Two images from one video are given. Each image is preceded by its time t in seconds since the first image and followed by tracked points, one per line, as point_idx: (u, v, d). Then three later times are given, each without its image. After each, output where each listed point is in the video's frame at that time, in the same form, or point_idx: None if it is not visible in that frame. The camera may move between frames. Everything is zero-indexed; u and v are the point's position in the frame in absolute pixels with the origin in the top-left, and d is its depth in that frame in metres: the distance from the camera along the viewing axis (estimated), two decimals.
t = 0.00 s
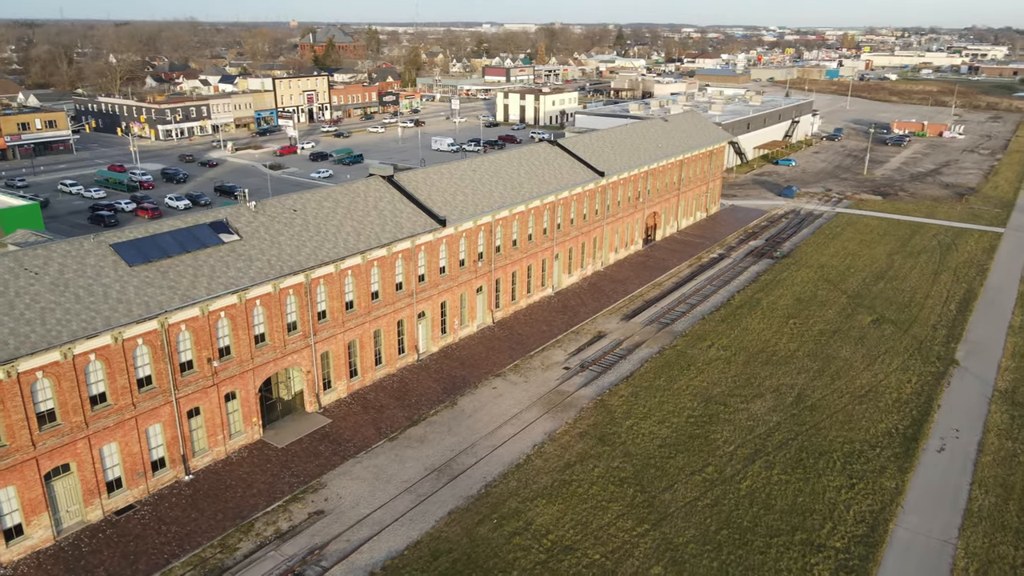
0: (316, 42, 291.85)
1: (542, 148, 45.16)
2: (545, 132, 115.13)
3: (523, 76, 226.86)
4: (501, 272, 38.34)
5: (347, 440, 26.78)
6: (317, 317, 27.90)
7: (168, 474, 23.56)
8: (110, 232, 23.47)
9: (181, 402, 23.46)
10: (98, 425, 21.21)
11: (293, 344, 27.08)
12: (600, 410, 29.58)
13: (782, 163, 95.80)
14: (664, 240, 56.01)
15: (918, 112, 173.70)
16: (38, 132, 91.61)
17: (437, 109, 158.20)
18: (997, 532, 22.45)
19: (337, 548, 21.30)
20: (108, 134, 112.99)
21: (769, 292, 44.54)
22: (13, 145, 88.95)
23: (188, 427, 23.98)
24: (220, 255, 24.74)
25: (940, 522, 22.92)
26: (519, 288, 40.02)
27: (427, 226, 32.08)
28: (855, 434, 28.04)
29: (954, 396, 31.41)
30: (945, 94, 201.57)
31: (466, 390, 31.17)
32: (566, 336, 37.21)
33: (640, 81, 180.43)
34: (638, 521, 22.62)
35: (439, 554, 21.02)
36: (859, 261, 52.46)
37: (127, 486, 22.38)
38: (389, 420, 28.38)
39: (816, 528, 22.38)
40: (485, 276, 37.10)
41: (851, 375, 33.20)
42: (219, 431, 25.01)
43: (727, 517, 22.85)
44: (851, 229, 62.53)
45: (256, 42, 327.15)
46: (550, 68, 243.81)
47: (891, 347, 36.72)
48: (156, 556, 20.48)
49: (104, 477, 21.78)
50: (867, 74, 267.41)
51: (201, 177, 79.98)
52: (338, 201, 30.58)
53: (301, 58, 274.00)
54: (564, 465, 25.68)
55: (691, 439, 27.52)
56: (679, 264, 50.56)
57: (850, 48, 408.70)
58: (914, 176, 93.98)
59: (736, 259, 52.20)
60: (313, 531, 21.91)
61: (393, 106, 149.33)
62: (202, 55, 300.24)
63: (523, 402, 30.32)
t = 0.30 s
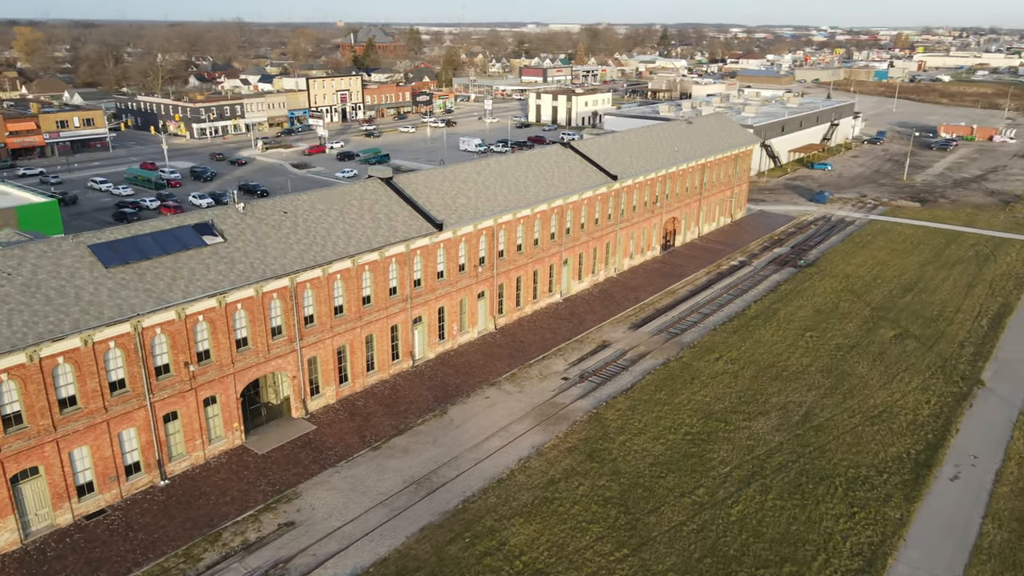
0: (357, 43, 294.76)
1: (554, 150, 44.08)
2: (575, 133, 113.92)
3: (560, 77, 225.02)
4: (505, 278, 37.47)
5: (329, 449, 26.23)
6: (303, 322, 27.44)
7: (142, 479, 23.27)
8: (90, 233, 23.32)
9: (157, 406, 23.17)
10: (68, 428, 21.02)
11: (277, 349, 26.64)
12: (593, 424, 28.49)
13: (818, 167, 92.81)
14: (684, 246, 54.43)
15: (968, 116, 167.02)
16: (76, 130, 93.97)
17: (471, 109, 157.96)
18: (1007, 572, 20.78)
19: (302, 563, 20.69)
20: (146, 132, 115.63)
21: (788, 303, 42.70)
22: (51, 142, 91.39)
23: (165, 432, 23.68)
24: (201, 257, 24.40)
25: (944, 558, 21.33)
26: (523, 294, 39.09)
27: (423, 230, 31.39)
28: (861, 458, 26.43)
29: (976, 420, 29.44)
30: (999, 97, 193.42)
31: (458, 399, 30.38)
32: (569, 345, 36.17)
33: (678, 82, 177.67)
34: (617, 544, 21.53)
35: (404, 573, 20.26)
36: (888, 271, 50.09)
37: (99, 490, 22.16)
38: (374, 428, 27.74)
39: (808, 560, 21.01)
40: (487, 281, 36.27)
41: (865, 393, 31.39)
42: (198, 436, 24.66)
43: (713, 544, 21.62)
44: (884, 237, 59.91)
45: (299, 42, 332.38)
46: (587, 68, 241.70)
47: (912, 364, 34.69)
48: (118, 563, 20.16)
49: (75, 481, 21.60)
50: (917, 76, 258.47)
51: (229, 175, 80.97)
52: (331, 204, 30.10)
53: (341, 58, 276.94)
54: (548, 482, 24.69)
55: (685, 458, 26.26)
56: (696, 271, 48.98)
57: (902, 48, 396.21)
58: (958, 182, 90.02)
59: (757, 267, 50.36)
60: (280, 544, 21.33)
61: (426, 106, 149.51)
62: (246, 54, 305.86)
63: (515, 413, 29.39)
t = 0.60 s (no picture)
0: (402, 43, 297.13)
1: (567, 153, 42.95)
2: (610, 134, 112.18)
3: (604, 77, 222.40)
4: (507, 284, 36.55)
5: (307, 457, 25.76)
6: (287, 326, 27.04)
7: (115, 482, 23.12)
8: (69, 233, 23.27)
9: (130, 409, 22.97)
10: (35, 430, 20.95)
11: (259, 353, 26.28)
12: (583, 440, 27.40)
13: (860, 172, 89.21)
14: (706, 253, 52.65)
15: None
16: (119, 127, 96.60)
17: (509, 110, 157.22)
18: None
19: None
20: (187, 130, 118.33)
21: (807, 316, 40.69)
22: (94, 139, 94.13)
23: (138, 435, 23.49)
24: (179, 260, 24.15)
25: None
26: (528, 301, 38.11)
27: (416, 234, 30.72)
28: (864, 488, 24.72)
29: (997, 450, 27.31)
30: None
31: (447, 409, 29.60)
32: (570, 355, 35.09)
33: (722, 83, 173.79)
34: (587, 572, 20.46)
35: None
36: (922, 284, 47.43)
37: (67, 493, 22.06)
38: (356, 437, 27.16)
39: None
40: (488, 287, 35.41)
41: (878, 416, 29.48)
42: (174, 440, 24.43)
43: None
44: (922, 247, 56.91)
45: (347, 42, 337.31)
46: (632, 69, 238.53)
47: (935, 385, 32.51)
48: (76, 569, 19.98)
49: (42, 483, 21.53)
50: (979, 77, 247.36)
51: (260, 174, 82.04)
52: (323, 207, 29.68)
53: (387, 58, 279.32)
54: (525, 500, 23.72)
55: (673, 481, 24.94)
56: (716, 280, 47.21)
57: (965, 48, 380.39)
58: (1012, 190, 85.34)
59: (781, 277, 48.30)
60: (241, 555, 20.84)
61: (464, 106, 149.34)
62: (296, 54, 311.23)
63: (503, 425, 28.47)
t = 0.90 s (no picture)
0: (430, 43, 297.97)
1: (574, 155, 42.31)
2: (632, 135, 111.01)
3: (630, 77, 220.44)
4: (508, 288, 36.04)
5: (293, 460, 25.52)
6: (277, 329, 26.85)
7: (98, 483, 23.09)
8: (57, 233, 23.29)
9: (113, 410, 22.92)
10: (15, 430, 20.97)
11: (247, 356, 26.11)
12: (574, 450, 26.77)
13: (887, 175, 86.91)
14: (719, 258, 51.57)
15: None
16: (143, 126, 98.05)
17: (533, 110, 156.54)
18: None
19: None
20: (212, 129, 119.76)
21: (819, 325, 39.49)
22: (120, 137, 95.67)
23: (122, 436, 23.43)
24: (167, 261, 24.06)
25: None
26: (529, 305, 37.56)
27: (411, 237, 30.35)
28: (863, 506, 23.76)
29: (1008, 470, 26.04)
30: None
31: (439, 414, 29.19)
32: (569, 362, 34.46)
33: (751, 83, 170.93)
34: None
35: None
36: (944, 292, 45.76)
37: (49, 493, 22.07)
38: (344, 441, 26.86)
39: None
40: (488, 291, 34.93)
41: (884, 432, 28.39)
42: (159, 441, 24.33)
43: None
44: (947, 254, 55.04)
45: (376, 43, 339.19)
46: (659, 70, 236.17)
47: (948, 399, 31.21)
48: (51, 571, 19.92)
49: (24, 483, 21.55)
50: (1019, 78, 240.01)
51: (278, 173, 82.68)
52: (318, 208, 29.46)
53: (414, 58, 280.27)
54: (509, 512, 23.18)
55: (663, 495, 24.23)
56: (727, 286, 46.15)
57: (1007, 49, 369.34)
58: None
59: (795, 283, 47.05)
60: (216, 561, 20.65)
61: (487, 106, 148.98)
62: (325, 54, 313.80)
63: (493, 433, 27.98)
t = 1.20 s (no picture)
0: (452, 43, 298.54)
1: (580, 156, 41.81)
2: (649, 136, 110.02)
3: (652, 77, 218.81)
4: (508, 291, 35.64)
5: (281, 464, 25.38)
6: (268, 330, 26.74)
7: (84, 483, 23.10)
8: (47, 233, 23.34)
9: (100, 411, 22.92)
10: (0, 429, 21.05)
11: (238, 357, 26.01)
12: (565, 458, 26.29)
13: (909, 178, 85.08)
14: (729, 262, 50.71)
15: None
16: (163, 125, 99.23)
17: (552, 111, 155.95)
18: None
19: None
20: (232, 128, 121.02)
21: (827, 332, 38.53)
22: (140, 137, 96.98)
23: (109, 437, 23.43)
24: (156, 262, 24.02)
25: None
26: (531, 308, 37.14)
27: (407, 239, 30.11)
28: (860, 522, 23.01)
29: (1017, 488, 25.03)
30: None
31: (431, 419, 28.89)
32: (568, 367, 33.99)
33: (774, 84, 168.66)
34: None
35: None
36: (961, 299, 44.42)
37: (35, 492, 22.12)
38: (334, 445, 26.67)
39: None
40: (487, 294, 34.56)
41: (888, 444, 27.53)
42: (147, 442, 24.30)
43: None
44: (966, 260, 53.52)
45: (400, 43, 340.57)
46: (682, 70, 234.19)
47: (957, 412, 30.18)
48: (31, 571, 19.93)
49: (9, 482, 21.62)
50: None
51: (293, 173, 83.20)
52: (313, 209, 29.33)
53: (436, 57, 280.87)
54: (494, 520, 22.77)
55: (654, 506, 23.65)
56: (736, 290, 45.33)
57: None
58: None
59: (806, 289, 46.04)
60: (195, 565, 20.50)
61: (506, 107, 148.69)
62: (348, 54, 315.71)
63: (485, 439, 27.61)
